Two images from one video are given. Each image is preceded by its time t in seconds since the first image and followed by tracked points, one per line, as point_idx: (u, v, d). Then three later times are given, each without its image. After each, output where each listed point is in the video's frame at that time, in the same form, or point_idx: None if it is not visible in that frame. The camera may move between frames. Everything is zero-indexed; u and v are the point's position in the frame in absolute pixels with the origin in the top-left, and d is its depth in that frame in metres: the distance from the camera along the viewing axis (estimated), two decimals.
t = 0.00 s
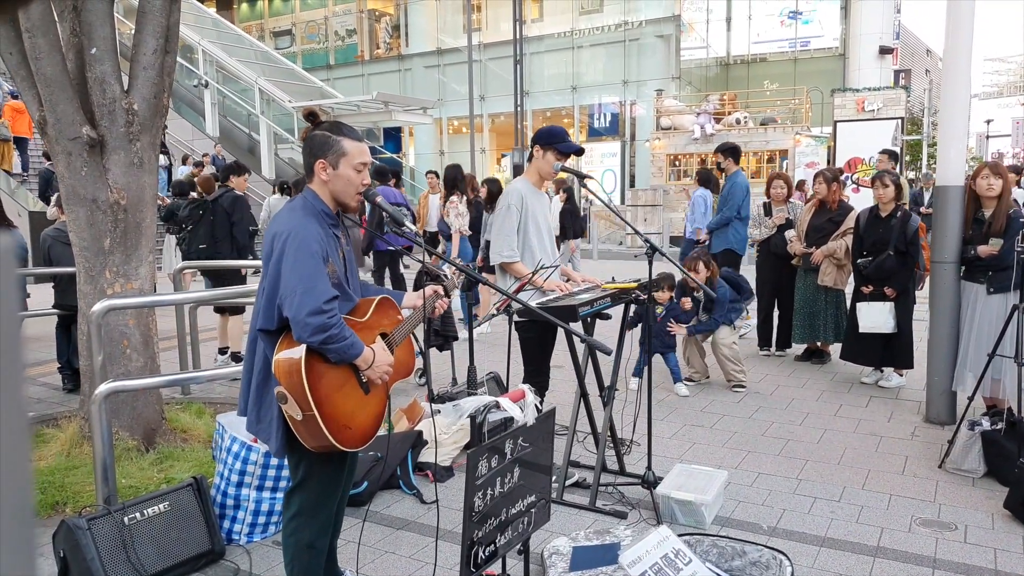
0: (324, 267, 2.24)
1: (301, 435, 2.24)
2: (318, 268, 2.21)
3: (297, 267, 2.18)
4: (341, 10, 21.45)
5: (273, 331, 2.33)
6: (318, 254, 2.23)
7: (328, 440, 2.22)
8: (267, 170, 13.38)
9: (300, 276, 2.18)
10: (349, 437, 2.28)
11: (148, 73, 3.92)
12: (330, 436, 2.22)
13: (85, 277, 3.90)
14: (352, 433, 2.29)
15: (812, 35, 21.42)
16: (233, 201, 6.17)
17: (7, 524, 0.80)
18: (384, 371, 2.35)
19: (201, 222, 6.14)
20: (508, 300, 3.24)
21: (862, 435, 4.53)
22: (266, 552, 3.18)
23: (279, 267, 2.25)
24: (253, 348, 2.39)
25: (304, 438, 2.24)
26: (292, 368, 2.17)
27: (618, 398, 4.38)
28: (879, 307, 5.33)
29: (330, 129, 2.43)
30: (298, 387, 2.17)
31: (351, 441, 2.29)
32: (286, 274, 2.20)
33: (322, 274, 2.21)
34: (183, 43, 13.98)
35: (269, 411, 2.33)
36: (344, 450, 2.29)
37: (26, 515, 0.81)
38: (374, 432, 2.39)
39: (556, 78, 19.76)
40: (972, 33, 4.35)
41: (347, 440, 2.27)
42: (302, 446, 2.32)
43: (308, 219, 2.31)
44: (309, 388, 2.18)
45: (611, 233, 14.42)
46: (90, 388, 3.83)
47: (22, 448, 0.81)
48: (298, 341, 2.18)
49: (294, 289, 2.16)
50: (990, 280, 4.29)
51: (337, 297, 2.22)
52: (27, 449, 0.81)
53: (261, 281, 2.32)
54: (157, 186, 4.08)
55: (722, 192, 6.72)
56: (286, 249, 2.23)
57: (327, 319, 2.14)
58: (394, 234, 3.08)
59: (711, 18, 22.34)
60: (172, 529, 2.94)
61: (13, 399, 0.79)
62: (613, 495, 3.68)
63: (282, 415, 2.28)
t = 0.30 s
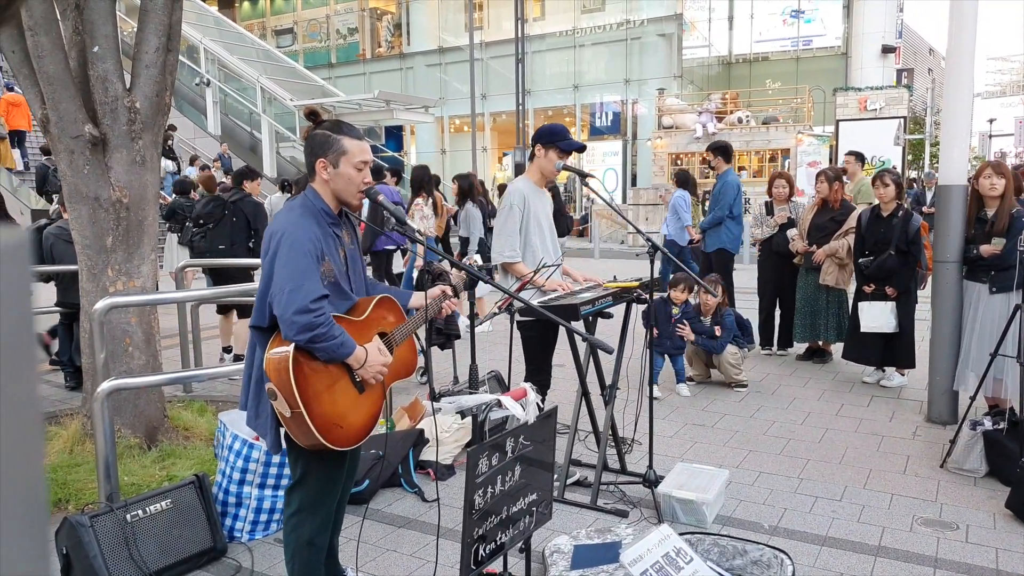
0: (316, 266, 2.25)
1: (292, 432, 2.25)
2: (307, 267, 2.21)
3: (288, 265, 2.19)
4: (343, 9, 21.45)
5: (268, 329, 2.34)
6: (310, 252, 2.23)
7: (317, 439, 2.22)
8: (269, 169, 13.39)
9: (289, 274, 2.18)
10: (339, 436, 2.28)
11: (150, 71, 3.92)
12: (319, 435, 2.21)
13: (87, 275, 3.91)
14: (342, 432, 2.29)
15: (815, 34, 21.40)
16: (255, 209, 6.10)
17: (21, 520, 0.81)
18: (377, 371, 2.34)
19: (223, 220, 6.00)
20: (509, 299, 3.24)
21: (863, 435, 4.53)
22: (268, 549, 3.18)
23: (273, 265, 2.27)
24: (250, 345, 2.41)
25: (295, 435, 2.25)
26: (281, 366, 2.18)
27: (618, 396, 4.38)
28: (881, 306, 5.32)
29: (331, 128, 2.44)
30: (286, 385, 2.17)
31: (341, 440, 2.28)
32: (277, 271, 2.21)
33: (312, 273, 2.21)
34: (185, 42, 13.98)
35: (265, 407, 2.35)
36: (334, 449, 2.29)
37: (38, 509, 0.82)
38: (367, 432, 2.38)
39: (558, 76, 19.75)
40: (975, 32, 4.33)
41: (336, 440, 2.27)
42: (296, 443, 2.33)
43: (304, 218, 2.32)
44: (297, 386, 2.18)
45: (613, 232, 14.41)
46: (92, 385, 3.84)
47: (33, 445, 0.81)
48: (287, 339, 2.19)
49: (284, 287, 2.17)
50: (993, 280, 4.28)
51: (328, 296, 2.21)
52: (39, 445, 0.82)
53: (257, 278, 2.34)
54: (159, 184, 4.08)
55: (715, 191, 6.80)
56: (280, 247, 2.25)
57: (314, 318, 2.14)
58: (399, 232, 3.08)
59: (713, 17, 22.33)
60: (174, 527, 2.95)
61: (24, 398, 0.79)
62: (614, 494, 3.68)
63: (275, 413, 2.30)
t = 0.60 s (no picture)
0: (306, 265, 2.25)
1: (281, 431, 2.26)
2: (297, 266, 2.21)
3: (278, 264, 2.20)
4: (344, 9, 21.45)
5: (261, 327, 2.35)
6: (300, 251, 2.23)
7: (304, 438, 2.22)
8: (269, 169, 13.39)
9: (279, 274, 2.19)
10: (328, 436, 2.27)
11: (150, 71, 3.92)
12: (306, 435, 2.22)
13: (87, 275, 3.91)
14: (332, 432, 2.28)
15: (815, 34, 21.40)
16: (257, 212, 6.11)
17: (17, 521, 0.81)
18: (369, 372, 2.33)
19: (227, 220, 5.98)
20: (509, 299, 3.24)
21: (863, 434, 4.53)
22: (267, 549, 3.18)
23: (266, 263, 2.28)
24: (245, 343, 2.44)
25: (284, 433, 2.26)
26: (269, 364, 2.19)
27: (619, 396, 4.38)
28: (879, 306, 5.32)
29: (332, 129, 2.44)
30: (273, 383, 2.18)
31: (330, 440, 2.28)
32: (268, 270, 2.22)
33: (301, 272, 2.21)
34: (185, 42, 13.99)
35: (259, 405, 2.37)
36: (323, 449, 2.29)
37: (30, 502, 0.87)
38: (359, 433, 2.38)
39: (558, 76, 19.75)
40: (974, 31, 4.33)
41: (324, 440, 2.26)
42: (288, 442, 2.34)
43: (299, 217, 2.32)
44: (284, 385, 2.18)
45: (613, 232, 14.40)
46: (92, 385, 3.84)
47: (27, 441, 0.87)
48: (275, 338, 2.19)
49: (272, 286, 2.18)
50: (991, 279, 4.28)
51: (317, 295, 2.21)
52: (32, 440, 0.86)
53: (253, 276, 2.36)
54: (159, 184, 4.08)
55: (707, 190, 6.83)
56: (272, 246, 2.26)
57: (300, 317, 2.14)
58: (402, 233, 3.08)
59: (714, 17, 22.35)
60: (174, 527, 2.94)
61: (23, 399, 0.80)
62: (614, 493, 3.68)
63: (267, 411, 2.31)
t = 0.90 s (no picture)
0: (299, 266, 2.24)
1: (273, 431, 2.26)
2: (289, 266, 2.20)
3: (270, 264, 2.20)
4: (343, 9, 21.44)
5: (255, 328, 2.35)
6: (292, 252, 2.23)
7: (293, 439, 2.22)
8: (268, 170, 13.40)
9: (270, 274, 2.19)
10: (318, 437, 2.27)
11: (149, 71, 3.92)
12: (295, 435, 2.21)
13: (85, 276, 3.91)
14: (322, 433, 2.28)
15: (813, 35, 21.41)
16: (254, 219, 6.10)
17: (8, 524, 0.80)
18: (361, 373, 2.33)
19: (224, 227, 5.96)
20: (508, 300, 3.24)
21: (862, 435, 4.53)
22: (266, 550, 3.18)
23: (259, 264, 2.28)
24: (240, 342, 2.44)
25: (274, 433, 2.26)
26: (260, 363, 2.19)
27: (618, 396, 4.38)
28: (876, 306, 5.33)
29: (330, 131, 2.44)
30: (263, 382, 2.18)
31: (321, 441, 2.28)
32: (261, 270, 2.22)
33: (293, 273, 2.20)
34: (184, 42, 13.98)
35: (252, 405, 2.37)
36: (314, 449, 2.28)
37: (30, 511, 0.82)
38: (351, 434, 2.37)
39: (557, 77, 19.76)
40: (972, 32, 4.34)
41: (315, 440, 2.26)
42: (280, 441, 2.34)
43: (294, 218, 2.32)
44: (274, 385, 2.18)
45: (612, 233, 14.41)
46: (91, 386, 3.84)
47: (25, 447, 0.82)
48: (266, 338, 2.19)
49: (264, 286, 2.18)
50: (990, 280, 4.28)
51: (308, 296, 2.21)
52: (30, 446, 0.82)
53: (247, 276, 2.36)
54: (158, 185, 4.07)
55: (702, 191, 6.88)
56: (266, 247, 2.26)
57: (290, 318, 2.13)
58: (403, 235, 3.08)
59: (712, 18, 22.38)
60: (173, 529, 2.94)
61: (18, 399, 0.80)
62: (613, 494, 3.68)
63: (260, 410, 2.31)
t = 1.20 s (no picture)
0: (295, 265, 2.25)
1: (268, 430, 2.26)
2: (285, 266, 2.20)
3: (266, 263, 2.20)
4: (343, 9, 21.43)
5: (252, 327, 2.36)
6: (289, 252, 2.23)
7: (287, 438, 2.22)
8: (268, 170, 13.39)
9: (266, 274, 2.19)
10: (313, 437, 2.27)
11: (149, 71, 3.92)
12: (290, 435, 2.21)
13: (85, 275, 3.91)
14: (317, 432, 2.28)
15: (813, 36, 21.38)
16: (250, 223, 6.06)
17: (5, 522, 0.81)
18: (357, 373, 2.33)
19: (223, 235, 5.91)
20: (507, 300, 3.24)
21: (861, 435, 4.53)
22: (265, 550, 3.18)
23: (256, 263, 2.28)
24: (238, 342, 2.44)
25: (269, 433, 2.26)
26: (254, 363, 2.19)
27: (617, 397, 4.38)
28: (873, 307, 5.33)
29: (329, 131, 2.44)
30: (257, 381, 2.18)
31: (316, 441, 2.28)
32: (257, 269, 2.23)
33: (288, 273, 2.20)
34: (184, 42, 13.96)
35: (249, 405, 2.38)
36: (309, 449, 2.29)
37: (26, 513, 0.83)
38: (346, 435, 2.37)
39: (557, 78, 19.76)
40: (971, 33, 4.34)
41: (310, 440, 2.26)
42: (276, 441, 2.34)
43: (291, 217, 2.32)
44: (269, 384, 2.18)
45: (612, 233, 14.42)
46: (90, 385, 3.84)
47: (19, 444, 0.83)
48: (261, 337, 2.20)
49: (259, 286, 2.18)
50: (989, 281, 4.29)
51: (303, 296, 2.21)
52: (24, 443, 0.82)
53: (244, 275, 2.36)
54: (157, 184, 4.07)
55: (700, 193, 6.89)
56: (263, 246, 2.26)
57: (285, 317, 2.13)
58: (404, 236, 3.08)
59: (712, 18, 22.41)
60: (172, 528, 2.94)
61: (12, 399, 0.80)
62: (613, 495, 3.68)
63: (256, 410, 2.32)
